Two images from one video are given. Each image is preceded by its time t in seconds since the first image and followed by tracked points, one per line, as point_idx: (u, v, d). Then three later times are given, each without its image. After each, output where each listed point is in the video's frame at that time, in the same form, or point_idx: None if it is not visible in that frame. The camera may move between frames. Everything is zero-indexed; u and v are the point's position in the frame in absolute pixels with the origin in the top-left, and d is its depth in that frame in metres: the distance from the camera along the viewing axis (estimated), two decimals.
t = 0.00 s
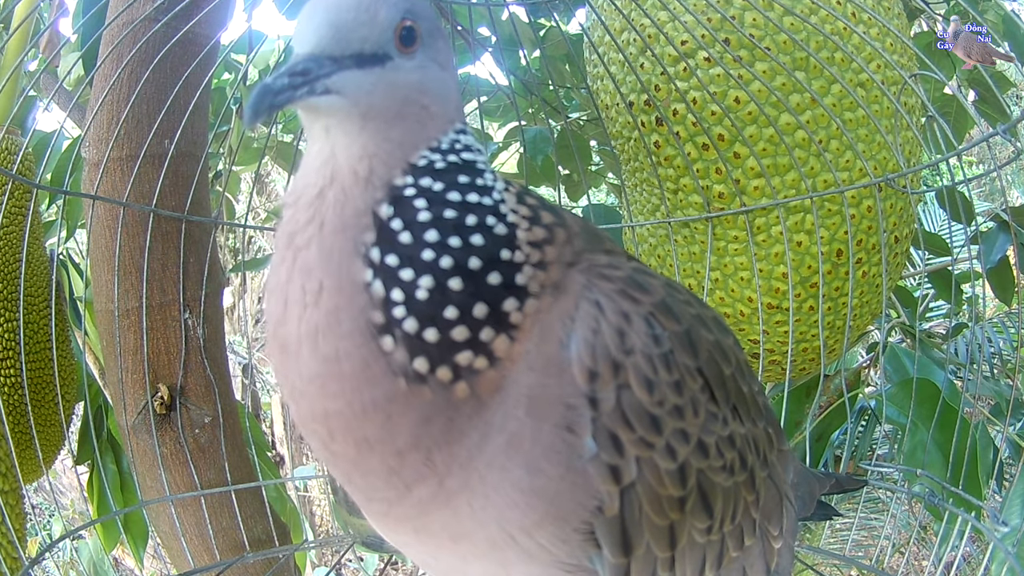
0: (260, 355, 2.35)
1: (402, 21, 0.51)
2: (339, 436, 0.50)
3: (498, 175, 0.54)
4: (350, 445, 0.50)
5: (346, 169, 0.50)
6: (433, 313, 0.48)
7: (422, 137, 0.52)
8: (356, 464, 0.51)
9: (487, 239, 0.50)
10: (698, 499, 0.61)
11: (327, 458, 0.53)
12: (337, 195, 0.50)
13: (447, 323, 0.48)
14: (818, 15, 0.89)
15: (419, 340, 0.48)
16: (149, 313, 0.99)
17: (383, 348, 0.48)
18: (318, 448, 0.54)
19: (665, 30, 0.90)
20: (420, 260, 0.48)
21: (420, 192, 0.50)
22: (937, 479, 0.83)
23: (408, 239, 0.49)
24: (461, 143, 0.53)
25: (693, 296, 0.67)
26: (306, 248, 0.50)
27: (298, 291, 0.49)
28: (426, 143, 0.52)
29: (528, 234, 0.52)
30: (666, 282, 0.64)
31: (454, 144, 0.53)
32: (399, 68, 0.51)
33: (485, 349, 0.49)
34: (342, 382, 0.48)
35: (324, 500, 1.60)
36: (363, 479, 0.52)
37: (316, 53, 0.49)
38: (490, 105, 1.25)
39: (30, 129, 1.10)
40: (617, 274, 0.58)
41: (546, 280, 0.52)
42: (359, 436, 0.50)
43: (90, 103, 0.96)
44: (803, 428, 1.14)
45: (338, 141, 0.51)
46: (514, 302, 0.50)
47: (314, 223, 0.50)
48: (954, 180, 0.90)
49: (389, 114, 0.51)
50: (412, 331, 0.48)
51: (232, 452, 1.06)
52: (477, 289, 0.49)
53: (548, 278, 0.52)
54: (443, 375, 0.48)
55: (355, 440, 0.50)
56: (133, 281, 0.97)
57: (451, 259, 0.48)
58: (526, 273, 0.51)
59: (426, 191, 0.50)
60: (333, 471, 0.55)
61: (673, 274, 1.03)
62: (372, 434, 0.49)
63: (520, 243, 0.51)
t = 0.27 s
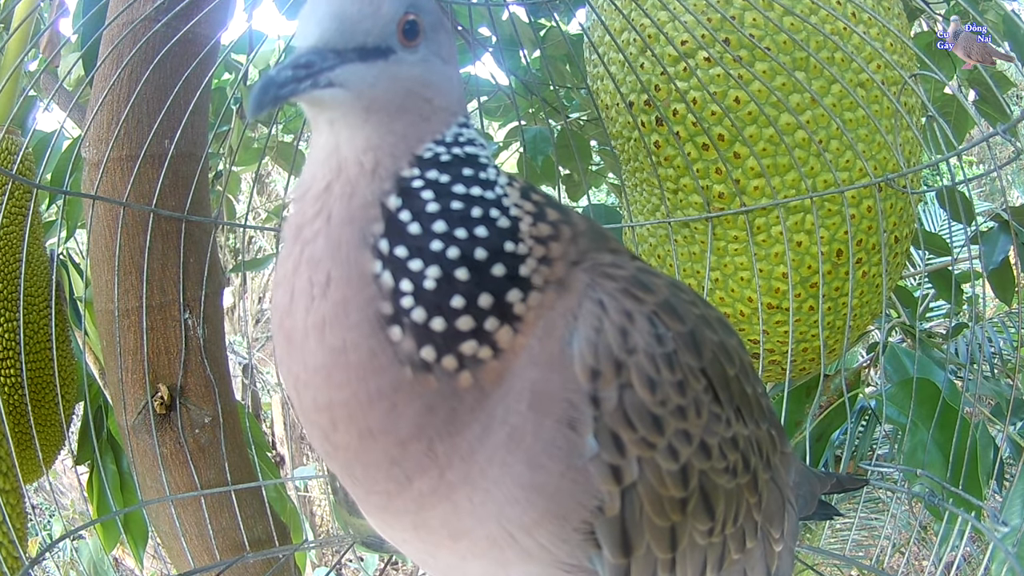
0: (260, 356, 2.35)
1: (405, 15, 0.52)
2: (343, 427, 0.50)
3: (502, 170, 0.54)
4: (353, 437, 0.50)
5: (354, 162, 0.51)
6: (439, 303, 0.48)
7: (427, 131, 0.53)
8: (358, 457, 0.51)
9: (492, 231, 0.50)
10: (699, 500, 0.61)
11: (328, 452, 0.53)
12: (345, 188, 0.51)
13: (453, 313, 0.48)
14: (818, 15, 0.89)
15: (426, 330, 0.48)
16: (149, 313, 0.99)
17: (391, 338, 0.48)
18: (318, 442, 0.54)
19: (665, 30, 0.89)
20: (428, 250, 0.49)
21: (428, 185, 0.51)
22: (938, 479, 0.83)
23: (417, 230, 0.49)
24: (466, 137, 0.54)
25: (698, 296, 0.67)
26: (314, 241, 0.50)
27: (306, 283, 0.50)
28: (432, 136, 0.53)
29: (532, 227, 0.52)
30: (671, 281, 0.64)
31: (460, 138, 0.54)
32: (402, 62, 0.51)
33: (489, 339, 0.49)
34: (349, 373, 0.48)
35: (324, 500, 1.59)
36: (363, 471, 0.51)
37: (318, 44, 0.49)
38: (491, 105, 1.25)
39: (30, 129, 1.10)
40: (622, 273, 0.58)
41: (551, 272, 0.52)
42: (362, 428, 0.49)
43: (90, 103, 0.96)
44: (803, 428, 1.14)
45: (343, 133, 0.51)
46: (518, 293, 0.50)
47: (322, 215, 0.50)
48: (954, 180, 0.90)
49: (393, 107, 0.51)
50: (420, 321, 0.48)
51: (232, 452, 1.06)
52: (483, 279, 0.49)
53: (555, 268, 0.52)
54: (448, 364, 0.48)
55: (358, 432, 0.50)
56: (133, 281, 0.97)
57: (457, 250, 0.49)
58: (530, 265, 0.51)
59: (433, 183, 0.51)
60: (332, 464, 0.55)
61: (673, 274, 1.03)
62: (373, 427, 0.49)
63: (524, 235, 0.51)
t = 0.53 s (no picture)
0: (261, 356, 2.35)
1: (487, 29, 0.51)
2: (344, 428, 0.49)
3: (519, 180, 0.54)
4: (353, 437, 0.49)
5: (388, 157, 0.47)
6: (460, 311, 0.48)
7: (470, 136, 0.51)
8: (354, 459, 0.50)
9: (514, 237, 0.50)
10: (692, 500, 0.61)
11: (329, 453, 0.53)
12: (376, 184, 0.47)
13: (473, 320, 0.48)
14: (818, 14, 0.88)
15: (444, 339, 0.48)
16: (149, 313, 0.99)
17: (405, 345, 0.47)
18: (313, 433, 0.53)
19: (665, 30, 0.89)
20: (458, 259, 0.48)
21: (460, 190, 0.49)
22: (937, 479, 0.83)
23: (448, 238, 0.48)
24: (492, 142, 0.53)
25: (693, 295, 0.67)
26: (336, 235, 0.47)
27: (319, 278, 0.47)
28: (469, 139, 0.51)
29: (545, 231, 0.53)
30: (664, 280, 0.64)
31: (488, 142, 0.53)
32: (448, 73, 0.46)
33: (503, 343, 0.49)
34: (355, 377, 0.47)
35: (325, 500, 1.60)
36: (359, 471, 0.51)
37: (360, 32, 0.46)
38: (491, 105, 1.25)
39: (30, 129, 1.10)
40: (613, 272, 0.57)
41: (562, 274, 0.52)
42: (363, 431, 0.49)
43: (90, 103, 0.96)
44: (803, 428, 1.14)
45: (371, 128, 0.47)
46: (533, 296, 0.50)
47: (347, 208, 0.47)
48: (955, 180, 0.90)
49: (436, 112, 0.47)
50: (438, 330, 0.47)
51: (232, 452, 1.06)
52: (505, 288, 0.49)
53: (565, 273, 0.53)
54: (457, 373, 0.48)
55: (358, 435, 0.49)
56: (132, 281, 0.97)
57: (484, 259, 0.49)
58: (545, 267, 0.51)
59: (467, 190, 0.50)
60: (329, 460, 0.54)
61: (673, 275, 1.03)
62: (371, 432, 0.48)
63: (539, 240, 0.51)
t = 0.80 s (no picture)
0: (260, 356, 2.35)
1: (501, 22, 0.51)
2: (363, 436, 0.48)
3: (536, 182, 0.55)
4: (371, 447, 0.49)
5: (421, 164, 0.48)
6: (490, 318, 0.48)
7: (492, 140, 0.51)
8: (365, 466, 0.50)
9: (539, 244, 0.51)
10: (694, 498, 0.61)
11: (336, 460, 0.52)
12: (410, 192, 0.47)
13: (503, 326, 0.48)
14: (818, 15, 0.88)
15: (476, 346, 0.47)
16: (149, 313, 0.99)
17: (436, 354, 0.47)
18: (321, 439, 0.52)
19: (665, 30, 0.89)
20: (489, 266, 0.48)
21: (489, 198, 0.50)
22: (937, 479, 0.83)
23: (479, 245, 0.48)
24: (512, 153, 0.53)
25: (690, 294, 0.67)
26: (368, 242, 0.47)
27: (349, 286, 0.47)
28: (494, 148, 0.51)
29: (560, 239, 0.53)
30: (662, 279, 0.65)
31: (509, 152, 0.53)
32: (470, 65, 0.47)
33: (526, 348, 0.49)
34: (383, 387, 0.47)
35: (325, 500, 1.60)
36: (368, 478, 0.51)
37: (386, 27, 0.48)
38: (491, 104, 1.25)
39: (30, 129, 1.10)
40: (614, 272, 0.58)
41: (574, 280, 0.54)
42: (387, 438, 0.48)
43: (90, 103, 0.96)
44: (803, 428, 1.14)
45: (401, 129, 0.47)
46: (554, 299, 0.51)
47: (379, 216, 0.47)
48: (955, 180, 0.90)
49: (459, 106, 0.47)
50: (471, 338, 0.47)
51: (232, 452, 1.06)
52: (530, 293, 0.49)
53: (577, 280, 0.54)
54: (485, 378, 0.48)
55: (379, 442, 0.48)
56: (132, 281, 0.97)
57: (513, 265, 0.49)
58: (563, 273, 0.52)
59: (497, 198, 0.50)
60: (335, 465, 0.53)
61: (673, 275, 1.03)
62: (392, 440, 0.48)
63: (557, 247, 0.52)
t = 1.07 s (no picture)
0: (260, 355, 2.35)
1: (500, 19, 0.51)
2: (373, 440, 0.48)
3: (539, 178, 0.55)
4: (381, 449, 0.49)
5: (424, 163, 0.48)
6: (499, 315, 0.48)
7: (493, 137, 0.51)
8: (375, 468, 0.50)
9: (544, 240, 0.51)
10: (700, 499, 0.61)
11: (344, 465, 0.52)
12: (413, 193, 0.47)
13: (511, 323, 0.48)
14: (818, 15, 0.88)
15: (485, 344, 0.48)
16: (149, 313, 0.99)
17: (445, 354, 0.47)
18: (329, 444, 0.52)
19: (665, 30, 0.89)
20: (495, 262, 0.48)
21: (493, 196, 0.50)
22: (937, 479, 0.83)
23: (484, 242, 0.48)
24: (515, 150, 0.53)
25: (695, 295, 0.67)
26: (373, 244, 0.47)
27: (355, 289, 0.47)
28: (497, 145, 0.51)
29: (566, 234, 0.54)
30: (668, 280, 0.65)
31: (511, 148, 0.53)
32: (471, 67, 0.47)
33: (535, 346, 0.49)
34: (392, 389, 0.47)
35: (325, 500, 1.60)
36: (376, 480, 0.50)
37: (387, 26, 0.48)
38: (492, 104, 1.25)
39: (30, 129, 1.10)
40: (621, 273, 0.58)
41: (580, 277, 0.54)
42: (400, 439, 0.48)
43: (90, 103, 0.96)
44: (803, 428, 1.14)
45: (402, 130, 0.47)
46: (562, 294, 0.51)
47: (382, 218, 0.47)
48: (955, 180, 0.90)
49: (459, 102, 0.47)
50: (480, 336, 0.47)
51: (232, 452, 1.06)
52: (538, 289, 0.50)
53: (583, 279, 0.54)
54: (496, 377, 0.48)
55: (390, 445, 0.48)
56: (133, 281, 0.97)
57: (519, 261, 0.49)
58: (570, 268, 0.52)
59: (501, 196, 0.50)
60: (342, 469, 0.53)
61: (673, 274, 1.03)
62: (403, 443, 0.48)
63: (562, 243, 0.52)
